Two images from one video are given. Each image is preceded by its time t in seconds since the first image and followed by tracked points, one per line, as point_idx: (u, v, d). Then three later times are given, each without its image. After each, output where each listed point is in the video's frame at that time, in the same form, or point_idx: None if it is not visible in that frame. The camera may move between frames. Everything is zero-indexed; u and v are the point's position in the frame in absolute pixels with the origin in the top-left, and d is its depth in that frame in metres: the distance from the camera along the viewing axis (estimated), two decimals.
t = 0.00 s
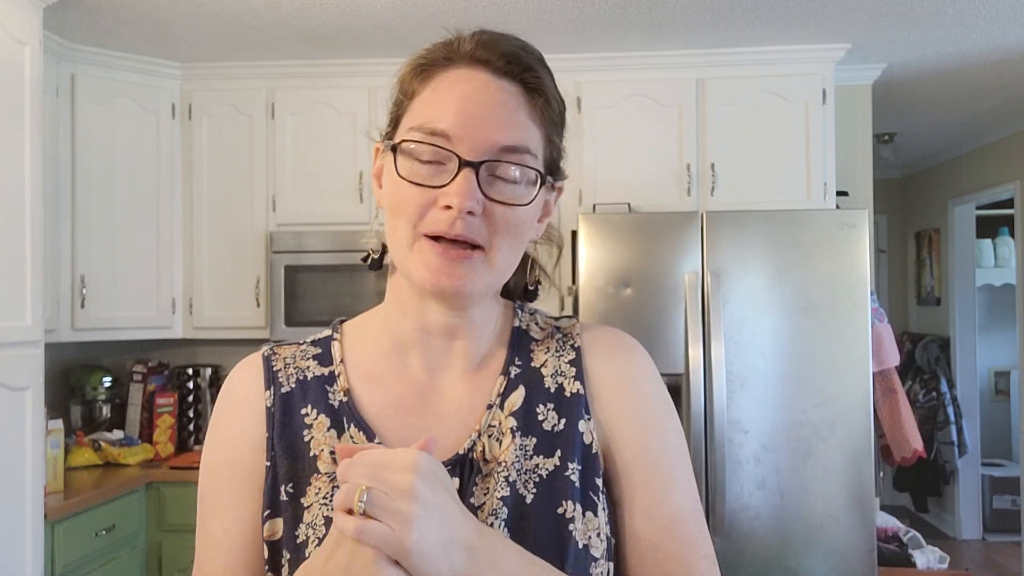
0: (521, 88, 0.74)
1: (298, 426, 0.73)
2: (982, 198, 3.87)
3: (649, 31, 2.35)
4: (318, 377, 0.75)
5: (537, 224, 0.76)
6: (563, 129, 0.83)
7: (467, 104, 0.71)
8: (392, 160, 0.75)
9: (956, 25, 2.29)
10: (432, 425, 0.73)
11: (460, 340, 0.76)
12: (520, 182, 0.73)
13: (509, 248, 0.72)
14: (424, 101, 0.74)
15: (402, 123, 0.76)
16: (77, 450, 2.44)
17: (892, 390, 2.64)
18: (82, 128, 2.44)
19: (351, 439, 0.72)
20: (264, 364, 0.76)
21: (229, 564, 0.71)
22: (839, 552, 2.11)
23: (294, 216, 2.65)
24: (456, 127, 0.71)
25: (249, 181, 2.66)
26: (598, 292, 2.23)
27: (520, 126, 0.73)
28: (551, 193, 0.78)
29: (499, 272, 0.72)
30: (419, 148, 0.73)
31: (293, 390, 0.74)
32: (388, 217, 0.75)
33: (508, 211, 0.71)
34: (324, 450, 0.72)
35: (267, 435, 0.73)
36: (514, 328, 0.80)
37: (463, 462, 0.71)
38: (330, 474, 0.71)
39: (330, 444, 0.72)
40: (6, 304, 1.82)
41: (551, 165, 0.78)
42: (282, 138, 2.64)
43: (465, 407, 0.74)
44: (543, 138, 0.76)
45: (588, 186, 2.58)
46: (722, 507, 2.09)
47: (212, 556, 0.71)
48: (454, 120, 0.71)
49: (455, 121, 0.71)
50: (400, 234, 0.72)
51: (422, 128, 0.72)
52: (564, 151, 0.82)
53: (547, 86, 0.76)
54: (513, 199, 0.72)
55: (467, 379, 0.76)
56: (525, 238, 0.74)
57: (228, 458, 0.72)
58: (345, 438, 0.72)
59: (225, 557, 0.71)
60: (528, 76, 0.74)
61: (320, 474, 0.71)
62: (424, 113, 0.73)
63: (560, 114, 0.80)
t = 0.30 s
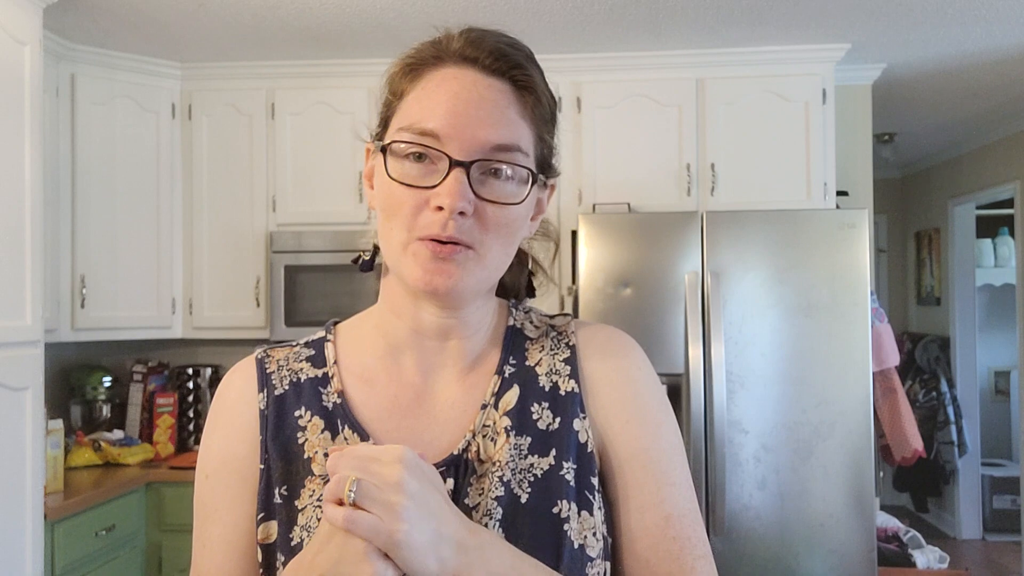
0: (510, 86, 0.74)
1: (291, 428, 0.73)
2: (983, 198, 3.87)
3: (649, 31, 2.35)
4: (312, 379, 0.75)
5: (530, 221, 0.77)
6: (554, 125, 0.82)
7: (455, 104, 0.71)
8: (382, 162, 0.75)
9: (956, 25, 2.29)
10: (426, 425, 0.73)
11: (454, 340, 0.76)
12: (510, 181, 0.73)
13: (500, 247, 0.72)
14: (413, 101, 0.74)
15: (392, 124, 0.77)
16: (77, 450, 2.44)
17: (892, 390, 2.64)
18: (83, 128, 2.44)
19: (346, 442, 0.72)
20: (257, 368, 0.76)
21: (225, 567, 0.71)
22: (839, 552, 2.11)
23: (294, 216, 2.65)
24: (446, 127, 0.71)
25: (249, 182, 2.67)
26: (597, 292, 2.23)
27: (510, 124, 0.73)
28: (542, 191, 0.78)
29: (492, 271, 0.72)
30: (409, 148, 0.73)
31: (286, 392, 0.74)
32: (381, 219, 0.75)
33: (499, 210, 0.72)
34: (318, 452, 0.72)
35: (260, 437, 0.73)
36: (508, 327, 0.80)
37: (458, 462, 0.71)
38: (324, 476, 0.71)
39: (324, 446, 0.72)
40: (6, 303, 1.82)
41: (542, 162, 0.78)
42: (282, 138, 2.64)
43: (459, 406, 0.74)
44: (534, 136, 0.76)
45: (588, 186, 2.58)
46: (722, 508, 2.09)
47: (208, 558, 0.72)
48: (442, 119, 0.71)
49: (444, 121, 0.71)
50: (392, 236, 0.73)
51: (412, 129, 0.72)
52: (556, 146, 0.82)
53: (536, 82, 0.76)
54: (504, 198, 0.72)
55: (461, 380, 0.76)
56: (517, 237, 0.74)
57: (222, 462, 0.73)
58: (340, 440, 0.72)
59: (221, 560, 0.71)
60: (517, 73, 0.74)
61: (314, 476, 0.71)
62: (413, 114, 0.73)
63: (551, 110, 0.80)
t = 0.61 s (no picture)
0: (505, 85, 0.74)
1: (288, 430, 0.73)
2: (982, 198, 3.87)
3: (649, 31, 2.35)
4: (309, 380, 0.75)
5: (527, 220, 0.77)
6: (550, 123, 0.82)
7: (449, 103, 0.71)
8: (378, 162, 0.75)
9: (956, 25, 2.28)
10: (424, 426, 0.74)
11: (451, 340, 0.76)
12: (506, 181, 0.73)
13: (497, 246, 0.72)
14: (407, 101, 0.74)
15: (386, 124, 0.77)
16: (77, 450, 2.44)
17: (892, 390, 2.64)
18: (83, 127, 2.44)
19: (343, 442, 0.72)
20: (254, 369, 0.76)
21: (223, 569, 0.71)
22: (839, 552, 2.11)
23: (294, 216, 2.65)
24: (440, 127, 0.71)
25: (249, 182, 2.67)
26: (597, 292, 2.23)
27: (506, 123, 0.72)
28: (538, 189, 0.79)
29: (488, 271, 0.72)
30: (404, 148, 0.73)
31: (283, 394, 0.75)
32: (377, 219, 0.75)
33: (496, 210, 0.72)
34: (316, 454, 0.72)
35: (257, 439, 0.73)
36: (505, 328, 0.80)
37: (456, 463, 0.71)
38: (321, 478, 0.71)
39: (322, 448, 0.72)
40: (6, 304, 1.82)
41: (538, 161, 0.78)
42: (282, 138, 2.64)
43: (456, 407, 0.75)
44: (530, 135, 0.76)
45: (587, 186, 2.58)
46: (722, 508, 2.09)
47: (206, 560, 0.72)
48: (437, 120, 0.71)
49: (439, 120, 0.71)
50: (388, 236, 0.73)
51: (407, 129, 0.72)
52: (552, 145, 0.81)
53: (531, 81, 0.76)
54: (500, 198, 0.72)
55: (459, 380, 0.76)
56: (514, 236, 0.74)
57: (218, 465, 0.73)
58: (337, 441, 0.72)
59: (218, 563, 0.71)
60: (511, 73, 0.74)
61: (311, 478, 0.71)
62: (408, 113, 0.73)
63: (547, 109, 0.80)
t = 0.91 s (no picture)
0: (507, 88, 0.73)
1: (287, 430, 0.73)
2: (983, 198, 3.87)
3: (649, 31, 2.35)
4: (308, 381, 0.75)
5: (528, 222, 0.77)
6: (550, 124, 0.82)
7: (451, 107, 0.71)
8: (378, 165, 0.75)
9: (956, 25, 2.28)
10: (422, 427, 0.74)
11: (451, 341, 0.76)
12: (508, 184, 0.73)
13: (499, 249, 0.72)
14: (408, 104, 0.73)
15: (387, 126, 0.76)
16: (77, 450, 2.44)
17: (892, 390, 2.64)
18: (83, 127, 2.44)
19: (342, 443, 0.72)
20: (253, 369, 0.76)
21: (221, 569, 0.72)
22: (839, 552, 2.11)
23: (294, 216, 2.65)
24: (442, 131, 0.71)
25: (249, 182, 2.67)
26: (597, 293, 2.23)
27: (508, 126, 0.72)
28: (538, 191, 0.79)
29: (489, 274, 0.73)
30: (405, 152, 0.73)
31: (282, 394, 0.74)
32: (377, 222, 0.75)
33: (497, 213, 0.72)
34: (315, 455, 0.72)
35: (256, 440, 0.73)
36: (504, 329, 0.80)
37: (455, 464, 0.71)
38: (320, 478, 0.71)
39: (320, 449, 0.72)
40: (6, 304, 1.82)
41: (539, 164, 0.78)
42: (282, 138, 2.64)
43: (455, 408, 0.75)
44: (531, 137, 0.76)
45: (587, 186, 2.58)
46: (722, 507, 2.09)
47: (204, 560, 0.72)
48: (439, 123, 0.71)
49: (441, 124, 0.71)
50: (389, 240, 0.73)
51: (408, 133, 0.72)
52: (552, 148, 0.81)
53: (533, 84, 0.76)
54: (502, 201, 0.72)
55: (458, 380, 0.76)
56: (515, 239, 0.74)
57: (216, 464, 0.73)
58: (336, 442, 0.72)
59: (217, 563, 0.71)
60: (513, 75, 0.74)
61: (310, 478, 0.71)
62: (409, 117, 0.73)
63: (547, 110, 0.80)
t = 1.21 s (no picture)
0: (516, 95, 0.73)
1: (287, 430, 0.73)
2: (982, 198, 3.87)
3: (649, 31, 2.35)
4: (308, 382, 0.76)
5: (532, 226, 0.77)
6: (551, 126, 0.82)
7: (463, 115, 0.70)
8: (385, 169, 0.75)
9: (956, 25, 2.29)
10: (423, 427, 0.74)
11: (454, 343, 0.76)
12: (516, 191, 0.73)
13: (506, 256, 0.73)
14: (417, 110, 0.73)
15: (392, 129, 0.75)
16: (77, 450, 2.44)
17: (892, 390, 2.64)
18: (83, 127, 2.44)
19: (342, 444, 0.72)
20: (252, 370, 0.76)
21: (222, 569, 0.71)
22: (839, 552, 2.11)
23: (294, 216, 2.65)
24: (453, 140, 0.71)
25: (249, 182, 2.67)
26: (598, 293, 2.23)
27: (518, 134, 0.72)
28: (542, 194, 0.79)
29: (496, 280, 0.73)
30: (414, 159, 0.72)
31: (282, 395, 0.75)
32: (384, 227, 0.74)
33: (506, 221, 0.72)
34: (315, 456, 0.72)
35: (256, 441, 0.73)
36: (505, 331, 0.80)
37: (456, 467, 0.71)
38: (321, 480, 0.71)
39: (321, 450, 0.72)
40: (6, 304, 1.82)
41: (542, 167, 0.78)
42: (282, 138, 2.64)
43: (456, 409, 0.75)
44: (538, 143, 0.76)
45: (587, 186, 2.58)
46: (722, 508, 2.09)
47: (202, 559, 0.72)
48: (449, 131, 0.71)
49: (452, 133, 0.71)
50: (399, 247, 0.72)
51: (418, 141, 0.72)
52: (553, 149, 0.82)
53: (539, 89, 0.76)
54: (510, 208, 0.73)
55: (458, 381, 0.76)
56: (520, 244, 0.75)
57: (216, 464, 0.72)
58: (336, 443, 0.73)
59: (217, 563, 0.71)
60: (522, 82, 0.74)
61: (311, 479, 0.71)
62: (418, 123, 0.72)
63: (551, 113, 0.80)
